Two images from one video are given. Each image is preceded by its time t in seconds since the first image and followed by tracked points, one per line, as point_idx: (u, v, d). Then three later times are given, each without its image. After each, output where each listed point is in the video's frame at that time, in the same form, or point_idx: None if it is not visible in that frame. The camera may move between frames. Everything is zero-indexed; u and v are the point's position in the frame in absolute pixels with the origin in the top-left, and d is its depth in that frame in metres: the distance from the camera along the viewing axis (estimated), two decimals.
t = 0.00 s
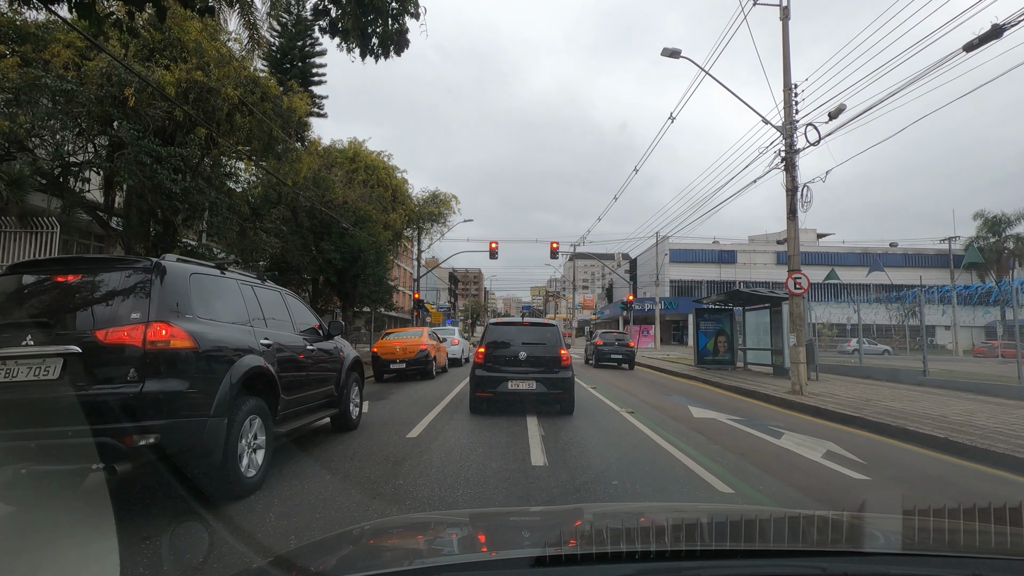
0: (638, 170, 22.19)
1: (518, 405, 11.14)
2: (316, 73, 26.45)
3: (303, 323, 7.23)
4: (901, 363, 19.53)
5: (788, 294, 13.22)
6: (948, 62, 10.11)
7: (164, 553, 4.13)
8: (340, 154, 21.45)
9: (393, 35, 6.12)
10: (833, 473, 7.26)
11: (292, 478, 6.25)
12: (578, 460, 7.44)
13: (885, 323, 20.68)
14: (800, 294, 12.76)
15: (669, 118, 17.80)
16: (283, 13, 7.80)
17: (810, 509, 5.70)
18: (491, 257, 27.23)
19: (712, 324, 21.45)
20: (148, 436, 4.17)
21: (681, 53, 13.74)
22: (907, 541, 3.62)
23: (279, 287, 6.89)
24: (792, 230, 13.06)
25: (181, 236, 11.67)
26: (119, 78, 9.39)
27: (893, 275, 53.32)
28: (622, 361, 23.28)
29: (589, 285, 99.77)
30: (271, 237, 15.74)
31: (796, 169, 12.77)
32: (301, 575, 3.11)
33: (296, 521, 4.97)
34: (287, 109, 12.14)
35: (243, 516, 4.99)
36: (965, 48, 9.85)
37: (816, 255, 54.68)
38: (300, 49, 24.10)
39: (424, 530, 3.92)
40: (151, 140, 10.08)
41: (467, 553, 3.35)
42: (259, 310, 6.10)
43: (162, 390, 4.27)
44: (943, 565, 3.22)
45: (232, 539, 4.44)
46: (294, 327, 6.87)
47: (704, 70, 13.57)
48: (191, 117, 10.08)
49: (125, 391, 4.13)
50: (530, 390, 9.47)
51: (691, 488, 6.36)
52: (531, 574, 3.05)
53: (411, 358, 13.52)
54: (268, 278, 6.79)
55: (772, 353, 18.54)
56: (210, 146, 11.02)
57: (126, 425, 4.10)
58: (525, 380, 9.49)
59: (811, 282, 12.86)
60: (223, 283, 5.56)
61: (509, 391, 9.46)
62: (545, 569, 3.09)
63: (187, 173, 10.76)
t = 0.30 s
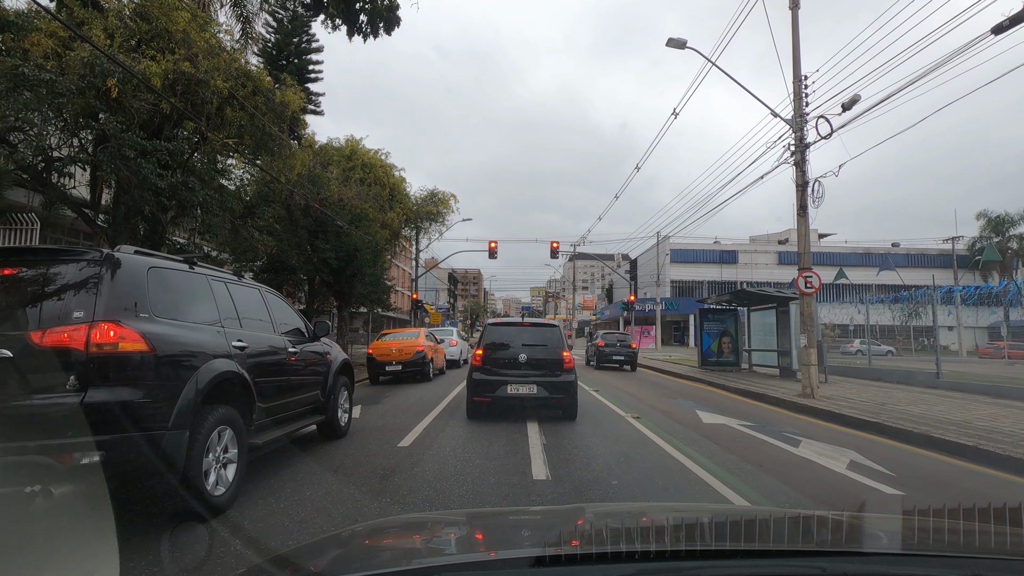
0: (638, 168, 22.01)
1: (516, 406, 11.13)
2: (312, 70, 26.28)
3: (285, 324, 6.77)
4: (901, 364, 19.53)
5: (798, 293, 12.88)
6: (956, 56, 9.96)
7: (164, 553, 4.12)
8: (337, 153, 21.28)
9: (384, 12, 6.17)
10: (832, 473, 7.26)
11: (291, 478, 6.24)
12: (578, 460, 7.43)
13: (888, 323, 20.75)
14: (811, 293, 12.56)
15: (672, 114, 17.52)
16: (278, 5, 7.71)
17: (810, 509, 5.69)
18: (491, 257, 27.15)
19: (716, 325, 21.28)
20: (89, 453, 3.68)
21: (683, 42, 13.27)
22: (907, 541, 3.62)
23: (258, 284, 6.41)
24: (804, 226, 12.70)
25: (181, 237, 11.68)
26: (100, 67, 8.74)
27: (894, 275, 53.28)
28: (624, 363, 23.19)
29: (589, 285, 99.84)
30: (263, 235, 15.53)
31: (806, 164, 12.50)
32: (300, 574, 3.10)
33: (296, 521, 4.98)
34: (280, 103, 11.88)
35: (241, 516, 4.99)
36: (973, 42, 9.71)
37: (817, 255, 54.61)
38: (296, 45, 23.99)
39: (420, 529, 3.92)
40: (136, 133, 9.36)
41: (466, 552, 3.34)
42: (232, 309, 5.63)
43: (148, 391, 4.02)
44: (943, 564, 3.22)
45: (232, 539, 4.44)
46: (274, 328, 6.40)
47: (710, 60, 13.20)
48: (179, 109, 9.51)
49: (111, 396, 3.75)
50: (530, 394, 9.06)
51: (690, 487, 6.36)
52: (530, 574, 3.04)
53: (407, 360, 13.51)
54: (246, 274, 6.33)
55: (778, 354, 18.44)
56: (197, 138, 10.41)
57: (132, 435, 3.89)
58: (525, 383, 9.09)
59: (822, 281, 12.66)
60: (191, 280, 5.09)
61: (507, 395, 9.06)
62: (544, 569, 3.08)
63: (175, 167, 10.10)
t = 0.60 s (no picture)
0: (638, 168, 21.93)
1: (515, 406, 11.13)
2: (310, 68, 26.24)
3: (267, 325, 6.33)
4: (901, 366, 19.56)
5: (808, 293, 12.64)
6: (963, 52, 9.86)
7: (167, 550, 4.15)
8: (335, 151, 21.51)
9: None
10: (830, 473, 7.26)
11: (290, 478, 6.24)
12: (578, 460, 7.44)
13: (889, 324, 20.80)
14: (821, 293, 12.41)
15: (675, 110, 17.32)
16: None
17: (809, 509, 5.70)
18: (490, 257, 27.13)
19: (720, 326, 21.29)
20: (26, 472, 3.26)
21: (690, 34, 13.10)
22: (908, 541, 3.62)
23: (237, 280, 5.96)
24: (815, 223, 12.49)
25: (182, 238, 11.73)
26: (85, 57, 8.25)
27: (895, 275, 53.25)
28: (625, 364, 23.16)
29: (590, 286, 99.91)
30: (259, 234, 15.46)
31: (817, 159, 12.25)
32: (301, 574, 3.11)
33: (295, 522, 4.97)
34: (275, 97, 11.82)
35: (241, 518, 4.98)
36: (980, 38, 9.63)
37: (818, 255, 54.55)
38: (293, 42, 24.18)
39: (417, 529, 3.93)
40: (122, 126, 8.91)
41: (467, 552, 3.35)
42: (204, 307, 5.18)
43: (126, 393, 3.78)
44: (943, 565, 3.23)
45: (232, 537, 4.46)
46: (254, 328, 5.95)
47: (716, 54, 12.97)
48: (168, 103, 9.15)
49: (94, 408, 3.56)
50: (531, 398, 8.45)
51: (689, 487, 6.37)
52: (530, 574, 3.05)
53: (404, 361, 13.50)
54: (223, 270, 5.89)
55: (785, 356, 18.36)
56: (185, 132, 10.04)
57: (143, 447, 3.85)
58: (525, 387, 8.50)
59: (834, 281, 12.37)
60: (157, 275, 4.72)
61: (506, 399, 8.47)
62: (545, 569, 3.09)
63: (164, 163, 9.76)
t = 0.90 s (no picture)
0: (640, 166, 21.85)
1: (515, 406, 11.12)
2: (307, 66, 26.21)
3: (249, 324, 5.94)
4: (900, 366, 19.55)
5: (817, 293, 12.46)
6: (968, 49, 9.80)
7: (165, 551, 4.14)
8: (332, 149, 21.54)
9: None
10: (830, 472, 7.25)
11: (289, 477, 6.26)
12: (577, 460, 7.44)
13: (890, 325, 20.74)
14: (830, 292, 12.22)
15: (677, 108, 17.22)
16: None
17: (809, 508, 5.70)
18: (490, 256, 27.10)
19: (723, 327, 21.15)
20: None
21: (696, 26, 13.00)
22: (908, 541, 3.61)
23: (214, 276, 5.55)
24: (823, 220, 12.34)
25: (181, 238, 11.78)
26: (68, 47, 8.15)
27: (896, 275, 53.15)
28: (626, 365, 23.11)
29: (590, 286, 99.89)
30: (251, 232, 15.47)
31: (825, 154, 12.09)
32: (300, 573, 3.12)
33: (294, 521, 4.99)
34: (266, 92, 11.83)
35: (240, 518, 5.00)
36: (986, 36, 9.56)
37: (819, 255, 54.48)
38: (290, 39, 24.19)
39: (415, 529, 3.92)
40: (110, 120, 8.79)
41: (466, 552, 3.35)
42: (176, 305, 4.78)
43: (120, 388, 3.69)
44: (942, 565, 3.22)
45: (232, 537, 4.46)
46: (233, 328, 5.56)
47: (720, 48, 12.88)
48: (157, 97, 8.96)
49: (98, 400, 3.49)
50: (532, 402, 8.13)
51: (689, 487, 6.37)
52: (530, 574, 3.04)
53: (402, 361, 13.49)
54: (199, 265, 5.47)
55: (790, 356, 18.29)
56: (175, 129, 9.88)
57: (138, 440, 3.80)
58: (525, 390, 8.18)
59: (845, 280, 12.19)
60: (121, 269, 4.30)
61: (506, 403, 8.14)
62: (544, 569, 3.08)
63: (154, 159, 9.66)
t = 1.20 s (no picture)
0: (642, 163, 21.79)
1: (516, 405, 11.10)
2: (305, 63, 26.21)
3: (232, 324, 5.63)
4: (902, 367, 19.48)
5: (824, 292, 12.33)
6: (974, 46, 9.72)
7: (164, 552, 4.14)
8: (331, 147, 21.53)
9: None
10: (829, 472, 7.24)
11: (288, 477, 6.28)
12: (578, 460, 7.44)
13: (893, 325, 20.60)
14: (838, 291, 12.09)
15: (680, 104, 17.13)
16: None
17: (808, 508, 5.69)
18: (489, 256, 27.05)
19: (726, 327, 21.04)
20: None
21: (701, 20, 12.93)
22: (908, 541, 3.61)
23: (195, 272, 5.24)
24: (830, 218, 12.28)
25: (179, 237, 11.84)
26: (56, 40, 8.15)
27: (897, 275, 53.06)
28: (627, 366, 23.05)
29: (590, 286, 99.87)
30: (243, 229, 15.46)
31: (832, 151, 12.03)
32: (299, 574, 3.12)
33: (294, 520, 5.01)
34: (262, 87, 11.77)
35: (240, 517, 5.02)
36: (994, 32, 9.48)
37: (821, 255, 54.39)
38: (288, 36, 24.22)
39: (413, 529, 3.92)
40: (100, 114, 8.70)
41: (466, 552, 3.34)
42: (150, 302, 4.47)
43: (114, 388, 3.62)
44: (940, 564, 3.22)
45: (231, 538, 4.46)
46: (214, 327, 5.25)
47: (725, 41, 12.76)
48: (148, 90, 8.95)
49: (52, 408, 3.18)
50: (533, 405, 7.72)
51: (689, 488, 6.37)
52: (530, 574, 3.04)
53: (398, 362, 13.48)
54: (179, 260, 5.17)
55: (795, 357, 18.21)
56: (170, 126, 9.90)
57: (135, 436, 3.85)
58: (526, 392, 7.78)
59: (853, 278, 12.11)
60: (84, 263, 3.93)
61: (505, 406, 7.74)
62: (544, 569, 3.08)
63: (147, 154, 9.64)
